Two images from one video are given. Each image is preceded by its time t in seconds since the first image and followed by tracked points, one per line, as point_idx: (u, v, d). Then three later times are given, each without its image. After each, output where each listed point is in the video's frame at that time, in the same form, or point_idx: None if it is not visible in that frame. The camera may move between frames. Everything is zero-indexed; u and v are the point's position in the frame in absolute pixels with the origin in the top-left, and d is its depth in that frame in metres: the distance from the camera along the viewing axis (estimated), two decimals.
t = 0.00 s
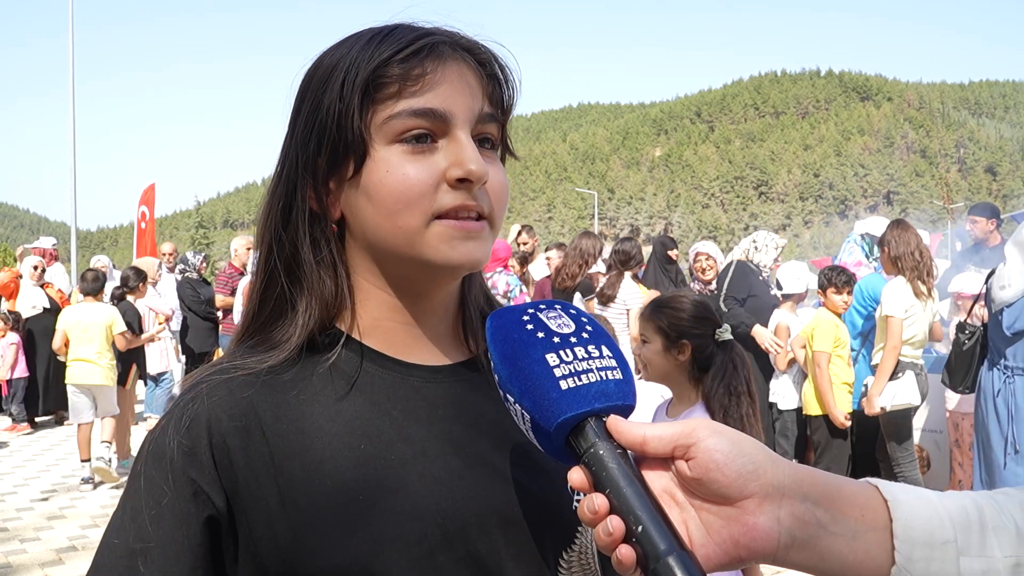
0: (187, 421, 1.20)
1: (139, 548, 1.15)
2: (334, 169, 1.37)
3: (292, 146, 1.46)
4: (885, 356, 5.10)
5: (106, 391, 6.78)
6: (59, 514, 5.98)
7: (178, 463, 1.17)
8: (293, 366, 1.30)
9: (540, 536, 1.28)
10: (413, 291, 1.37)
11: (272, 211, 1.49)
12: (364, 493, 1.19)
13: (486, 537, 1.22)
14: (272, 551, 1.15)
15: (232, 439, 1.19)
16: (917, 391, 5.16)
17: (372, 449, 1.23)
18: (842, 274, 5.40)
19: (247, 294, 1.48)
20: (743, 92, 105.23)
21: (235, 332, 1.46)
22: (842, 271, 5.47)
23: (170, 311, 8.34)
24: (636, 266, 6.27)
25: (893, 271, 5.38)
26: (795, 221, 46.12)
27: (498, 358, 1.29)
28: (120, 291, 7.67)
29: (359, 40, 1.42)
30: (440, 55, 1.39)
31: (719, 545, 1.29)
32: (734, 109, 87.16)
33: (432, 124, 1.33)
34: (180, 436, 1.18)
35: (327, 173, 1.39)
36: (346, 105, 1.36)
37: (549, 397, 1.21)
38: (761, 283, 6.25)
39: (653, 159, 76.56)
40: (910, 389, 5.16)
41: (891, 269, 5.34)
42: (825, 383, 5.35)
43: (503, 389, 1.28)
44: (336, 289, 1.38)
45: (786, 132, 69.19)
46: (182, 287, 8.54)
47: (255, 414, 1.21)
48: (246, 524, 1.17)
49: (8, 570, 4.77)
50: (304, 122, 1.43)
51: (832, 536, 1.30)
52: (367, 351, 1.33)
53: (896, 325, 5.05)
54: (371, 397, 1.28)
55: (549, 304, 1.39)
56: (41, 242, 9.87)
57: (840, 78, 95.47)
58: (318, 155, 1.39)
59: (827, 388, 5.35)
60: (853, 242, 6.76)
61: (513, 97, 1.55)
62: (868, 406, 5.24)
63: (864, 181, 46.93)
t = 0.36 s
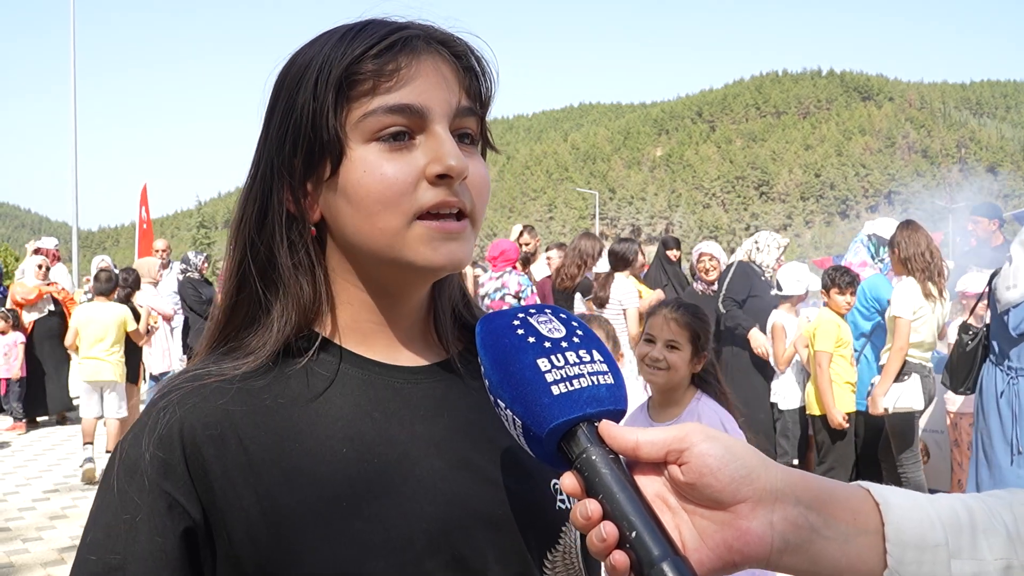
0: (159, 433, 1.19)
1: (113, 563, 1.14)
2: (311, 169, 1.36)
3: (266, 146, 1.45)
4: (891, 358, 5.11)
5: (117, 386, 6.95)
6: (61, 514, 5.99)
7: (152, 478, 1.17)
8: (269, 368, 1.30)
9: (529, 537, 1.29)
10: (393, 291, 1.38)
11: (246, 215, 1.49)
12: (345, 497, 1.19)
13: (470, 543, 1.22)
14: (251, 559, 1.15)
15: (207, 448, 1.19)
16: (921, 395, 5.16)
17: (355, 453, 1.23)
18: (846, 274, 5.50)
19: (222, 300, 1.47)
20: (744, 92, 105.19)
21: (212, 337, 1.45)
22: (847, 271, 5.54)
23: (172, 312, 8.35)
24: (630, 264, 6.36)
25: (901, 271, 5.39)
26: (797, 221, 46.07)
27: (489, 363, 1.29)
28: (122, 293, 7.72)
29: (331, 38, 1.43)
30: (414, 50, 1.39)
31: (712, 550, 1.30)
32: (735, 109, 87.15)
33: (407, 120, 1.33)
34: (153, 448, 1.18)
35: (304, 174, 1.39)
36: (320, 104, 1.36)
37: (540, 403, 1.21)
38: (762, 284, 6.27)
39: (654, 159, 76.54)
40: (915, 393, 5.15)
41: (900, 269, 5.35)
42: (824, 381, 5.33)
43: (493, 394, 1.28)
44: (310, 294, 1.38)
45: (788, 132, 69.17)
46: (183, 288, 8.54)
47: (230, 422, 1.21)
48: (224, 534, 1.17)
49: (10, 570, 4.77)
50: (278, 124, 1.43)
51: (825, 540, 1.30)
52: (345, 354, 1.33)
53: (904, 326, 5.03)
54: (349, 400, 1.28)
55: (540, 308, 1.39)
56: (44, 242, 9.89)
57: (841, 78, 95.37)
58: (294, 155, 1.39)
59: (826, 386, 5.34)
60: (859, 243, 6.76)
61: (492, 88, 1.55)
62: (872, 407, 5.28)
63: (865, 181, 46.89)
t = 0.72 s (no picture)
0: (152, 433, 1.20)
1: (103, 563, 1.15)
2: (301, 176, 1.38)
3: (257, 151, 1.47)
4: (894, 357, 5.12)
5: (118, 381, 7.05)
6: (64, 513, 6.02)
7: (142, 479, 1.18)
8: (264, 366, 1.32)
9: (514, 534, 1.32)
10: (382, 296, 1.40)
11: (235, 219, 1.50)
12: (340, 490, 1.22)
13: (466, 535, 1.26)
14: (245, 554, 1.17)
15: (201, 447, 1.20)
16: (922, 398, 5.18)
17: (349, 447, 1.26)
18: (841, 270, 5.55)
19: (211, 304, 1.49)
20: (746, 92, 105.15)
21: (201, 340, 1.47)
22: (841, 267, 5.59)
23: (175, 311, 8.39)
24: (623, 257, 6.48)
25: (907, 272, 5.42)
26: (799, 221, 46.04)
27: (472, 364, 1.31)
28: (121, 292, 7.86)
29: (320, 46, 1.44)
30: (404, 61, 1.41)
31: (694, 549, 1.32)
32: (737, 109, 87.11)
33: (397, 130, 1.35)
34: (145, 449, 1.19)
35: (294, 182, 1.40)
36: (310, 113, 1.37)
37: (523, 404, 1.23)
38: (761, 283, 6.28)
39: (656, 159, 76.53)
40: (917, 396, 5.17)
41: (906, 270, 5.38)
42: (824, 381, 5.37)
43: (477, 395, 1.30)
44: (298, 299, 1.40)
45: (790, 132, 69.12)
46: (187, 287, 8.59)
47: (225, 421, 1.22)
48: (216, 529, 1.19)
49: (13, 568, 4.81)
50: (268, 133, 1.45)
51: (805, 538, 1.32)
52: (338, 351, 1.36)
53: (908, 325, 5.07)
54: (344, 395, 1.31)
55: (522, 309, 1.41)
56: (47, 241, 9.93)
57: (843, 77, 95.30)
58: (286, 164, 1.41)
59: (825, 387, 5.37)
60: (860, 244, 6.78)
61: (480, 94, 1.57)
62: (874, 406, 5.32)
63: (867, 180, 46.84)
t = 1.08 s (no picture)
0: (168, 424, 1.24)
1: (100, 540, 1.20)
2: (337, 172, 1.39)
3: (290, 144, 1.47)
4: (897, 358, 5.14)
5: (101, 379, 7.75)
6: (68, 512, 6.05)
7: (153, 467, 1.21)
8: (280, 364, 1.34)
9: (515, 531, 1.35)
10: (402, 296, 1.43)
11: (263, 212, 1.52)
12: (353, 488, 1.26)
13: (479, 533, 1.31)
14: (251, 548, 1.20)
15: (215, 441, 1.23)
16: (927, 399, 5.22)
17: (364, 446, 1.29)
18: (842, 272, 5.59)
19: (236, 297, 1.51)
20: (749, 92, 105.01)
21: (223, 331, 1.49)
22: (846, 270, 5.63)
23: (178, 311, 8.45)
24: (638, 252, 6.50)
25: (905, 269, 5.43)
26: (803, 221, 45.98)
27: (468, 363, 1.33)
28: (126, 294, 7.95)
29: (364, 47, 1.46)
30: (450, 71, 1.44)
31: (685, 545, 1.35)
32: (740, 109, 87.03)
33: (439, 138, 1.39)
34: (159, 439, 1.23)
35: (327, 178, 1.42)
36: (353, 112, 1.39)
37: (518, 402, 1.25)
38: (761, 284, 6.25)
39: (659, 158, 76.48)
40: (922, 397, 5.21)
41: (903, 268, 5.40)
42: (824, 381, 5.37)
43: (473, 394, 1.32)
44: (326, 302, 1.43)
45: (793, 131, 69.02)
46: (189, 287, 8.63)
47: (241, 418, 1.25)
48: (222, 522, 1.22)
49: (18, 567, 4.85)
50: (302, 125, 1.45)
51: (795, 534, 1.35)
52: (355, 349, 1.39)
53: (909, 327, 5.11)
54: (360, 397, 1.33)
55: (518, 310, 1.44)
56: (51, 242, 9.99)
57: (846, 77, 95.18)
58: (320, 159, 1.42)
59: (830, 389, 5.37)
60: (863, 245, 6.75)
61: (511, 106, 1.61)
62: (878, 408, 5.30)
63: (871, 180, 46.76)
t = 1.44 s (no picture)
0: (198, 426, 1.28)
1: (151, 549, 1.24)
2: (385, 165, 1.43)
3: (333, 138, 1.50)
4: (907, 359, 5.13)
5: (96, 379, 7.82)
6: (77, 511, 6.09)
7: (188, 469, 1.26)
8: (303, 362, 1.39)
9: (526, 529, 1.36)
10: (437, 292, 1.47)
11: (302, 205, 1.54)
12: (376, 479, 1.29)
13: (499, 530, 1.33)
14: (287, 540, 1.25)
15: (243, 439, 1.27)
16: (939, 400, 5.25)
17: (384, 441, 1.32)
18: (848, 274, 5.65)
19: (273, 291, 1.54)
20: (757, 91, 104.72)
21: (258, 325, 1.51)
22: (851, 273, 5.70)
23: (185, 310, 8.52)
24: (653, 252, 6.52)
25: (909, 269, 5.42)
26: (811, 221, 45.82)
27: (479, 363, 1.34)
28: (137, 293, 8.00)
29: (410, 50, 1.51)
30: (492, 76, 1.50)
31: (689, 542, 1.36)
32: (748, 108, 86.79)
33: (483, 136, 1.43)
34: (192, 442, 1.27)
35: (372, 171, 1.45)
36: (403, 109, 1.43)
37: (527, 401, 1.27)
38: (765, 286, 6.24)
39: (667, 158, 76.34)
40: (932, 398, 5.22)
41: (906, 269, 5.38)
42: (836, 381, 5.36)
43: (484, 393, 1.33)
44: (362, 300, 1.48)
45: (801, 131, 68.79)
46: (196, 286, 8.67)
47: (266, 414, 1.29)
48: (258, 515, 1.27)
49: (27, 565, 4.89)
50: (348, 120, 1.48)
51: (797, 532, 1.36)
52: (391, 355, 1.42)
53: (919, 327, 5.08)
54: (383, 395, 1.37)
55: (529, 310, 1.45)
56: (59, 242, 10.04)
57: (856, 76, 94.75)
58: (366, 153, 1.45)
59: (842, 390, 5.36)
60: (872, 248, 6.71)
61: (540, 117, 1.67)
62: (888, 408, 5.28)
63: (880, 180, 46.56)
